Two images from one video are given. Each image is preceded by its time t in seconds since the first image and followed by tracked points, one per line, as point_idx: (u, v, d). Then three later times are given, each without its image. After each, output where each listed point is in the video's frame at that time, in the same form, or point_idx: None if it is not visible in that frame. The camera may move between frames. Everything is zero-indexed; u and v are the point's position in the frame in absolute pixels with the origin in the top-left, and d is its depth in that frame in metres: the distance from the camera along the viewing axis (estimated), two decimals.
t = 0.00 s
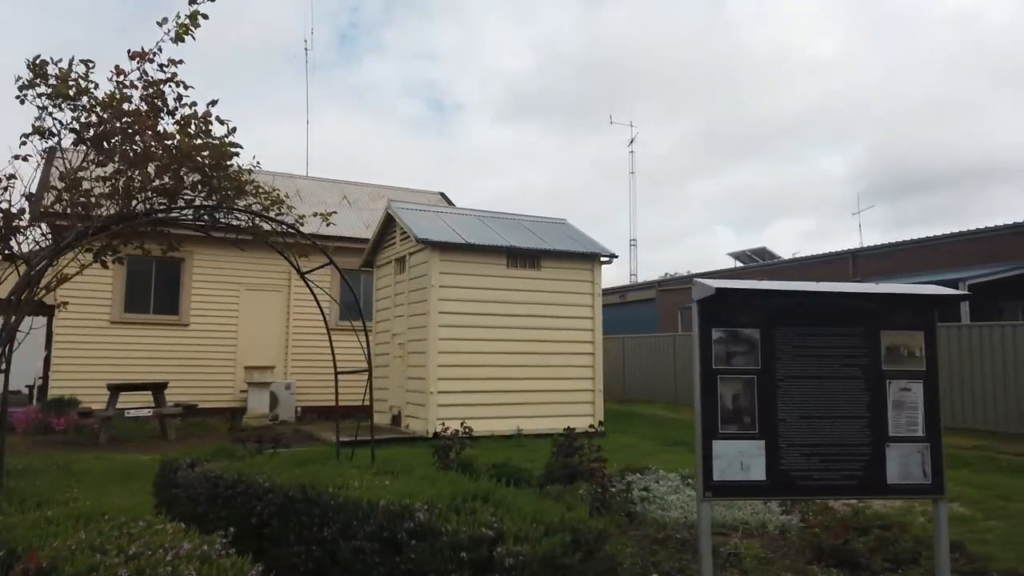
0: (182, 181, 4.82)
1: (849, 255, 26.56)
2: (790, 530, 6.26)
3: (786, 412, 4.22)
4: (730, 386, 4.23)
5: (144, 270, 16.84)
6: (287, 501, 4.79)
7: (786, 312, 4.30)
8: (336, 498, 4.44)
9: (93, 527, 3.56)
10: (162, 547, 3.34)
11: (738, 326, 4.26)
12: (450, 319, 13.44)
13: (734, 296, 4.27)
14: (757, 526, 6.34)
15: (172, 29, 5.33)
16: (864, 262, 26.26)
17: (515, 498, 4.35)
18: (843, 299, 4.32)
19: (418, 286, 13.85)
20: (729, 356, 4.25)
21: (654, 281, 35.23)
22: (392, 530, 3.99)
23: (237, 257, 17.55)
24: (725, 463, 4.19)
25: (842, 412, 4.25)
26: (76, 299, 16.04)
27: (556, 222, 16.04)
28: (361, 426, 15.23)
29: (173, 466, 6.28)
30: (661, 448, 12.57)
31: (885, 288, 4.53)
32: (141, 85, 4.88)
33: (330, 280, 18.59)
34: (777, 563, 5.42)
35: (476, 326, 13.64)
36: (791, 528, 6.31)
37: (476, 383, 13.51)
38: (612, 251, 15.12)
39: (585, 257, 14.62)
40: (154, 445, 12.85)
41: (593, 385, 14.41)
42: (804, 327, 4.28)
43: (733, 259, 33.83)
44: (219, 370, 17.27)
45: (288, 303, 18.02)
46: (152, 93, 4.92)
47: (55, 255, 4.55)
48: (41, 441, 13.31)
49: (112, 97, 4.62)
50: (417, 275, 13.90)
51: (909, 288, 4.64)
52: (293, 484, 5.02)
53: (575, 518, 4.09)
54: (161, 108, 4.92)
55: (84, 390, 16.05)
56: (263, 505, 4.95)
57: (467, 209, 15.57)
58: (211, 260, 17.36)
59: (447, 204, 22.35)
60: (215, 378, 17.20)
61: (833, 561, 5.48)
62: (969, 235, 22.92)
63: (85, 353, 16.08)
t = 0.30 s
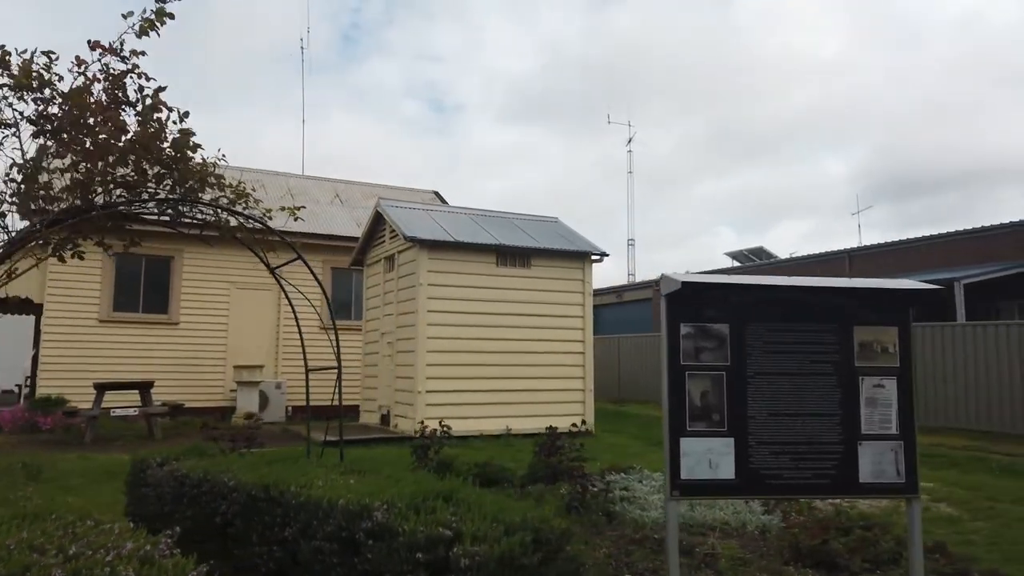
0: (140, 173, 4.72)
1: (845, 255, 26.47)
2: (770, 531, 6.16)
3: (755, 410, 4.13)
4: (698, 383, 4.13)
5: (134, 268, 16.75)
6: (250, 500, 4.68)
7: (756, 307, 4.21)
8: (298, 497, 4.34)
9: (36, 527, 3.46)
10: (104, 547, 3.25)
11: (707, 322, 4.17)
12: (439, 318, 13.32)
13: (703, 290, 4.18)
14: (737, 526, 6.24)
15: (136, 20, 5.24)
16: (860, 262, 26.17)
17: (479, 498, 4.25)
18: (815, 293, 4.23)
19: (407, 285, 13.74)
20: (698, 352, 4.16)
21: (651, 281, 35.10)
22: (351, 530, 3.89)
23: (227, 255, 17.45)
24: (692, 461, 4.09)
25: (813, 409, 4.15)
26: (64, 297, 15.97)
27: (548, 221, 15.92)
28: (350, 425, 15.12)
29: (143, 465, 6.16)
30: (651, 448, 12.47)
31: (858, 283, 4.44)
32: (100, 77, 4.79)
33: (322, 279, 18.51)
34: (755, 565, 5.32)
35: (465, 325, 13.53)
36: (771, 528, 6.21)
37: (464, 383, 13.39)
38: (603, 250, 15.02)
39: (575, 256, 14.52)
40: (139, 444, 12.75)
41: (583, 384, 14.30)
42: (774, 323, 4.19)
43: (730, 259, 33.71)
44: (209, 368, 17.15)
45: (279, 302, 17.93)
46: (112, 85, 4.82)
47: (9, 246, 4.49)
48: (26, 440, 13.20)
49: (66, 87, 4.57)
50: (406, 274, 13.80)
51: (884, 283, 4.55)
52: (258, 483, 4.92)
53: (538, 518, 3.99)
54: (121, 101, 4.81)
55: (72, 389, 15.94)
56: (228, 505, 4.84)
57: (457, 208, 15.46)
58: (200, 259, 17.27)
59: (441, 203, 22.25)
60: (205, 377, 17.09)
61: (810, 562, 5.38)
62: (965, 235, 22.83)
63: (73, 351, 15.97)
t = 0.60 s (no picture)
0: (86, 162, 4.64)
1: (841, 254, 26.30)
2: (750, 533, 6.00)
3: (725, 409, 3.97)
4: (666, 380, 3.98)
5: (122, 265, 16.58)
6: (205, 502, 4.51)
7: (725, 303, 4.05)
8: (251, 500, 4.18)
9: None
10: (29, 555, 3.09)
11: (675, 317, 4.02)
12: (426, 316, 13.16)
13: (670, 284, 4.03)
14: (716, 529, 6.08)
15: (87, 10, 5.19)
16: (856, 261, 26.00)
17: (439, 501, 4.09)
18: (787, 289, 4.08)
19: (395, 282, 13.57)
20: (665, 349, 4.00)
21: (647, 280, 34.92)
22: (301, 535, 3.73)
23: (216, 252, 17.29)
24: (659, 463, 3.93)
25: (786, 409, 3.99)
26: (50, 294, 15.83)
27: (540, 218, 15.74)
28: (338, 424, 14.95)
29: (107, 465, 6.00)
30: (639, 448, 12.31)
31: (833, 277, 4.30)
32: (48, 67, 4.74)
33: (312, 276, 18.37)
34: (731, 569, 5.16)
35: (453, 323, 13.37)
36: (751, 531, 6.05)
37: (452, 381, 13.23)
38: (594, 247, 14.86)
39: (565, 254, 14.37)
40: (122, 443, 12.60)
41: (573, 383, 14.14)
42: (745, 319, 4.03)
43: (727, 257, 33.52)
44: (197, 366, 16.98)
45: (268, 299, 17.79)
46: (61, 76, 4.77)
47: None
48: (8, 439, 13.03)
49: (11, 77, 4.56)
50: (393, 270, 13.64)
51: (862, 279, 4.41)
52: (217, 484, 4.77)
53: (499, 521, 3.83)
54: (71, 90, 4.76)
55: (58, 387, 15.78)
56: (184, 507, 4.67)
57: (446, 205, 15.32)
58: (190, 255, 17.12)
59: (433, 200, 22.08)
60: (193, 375, 16.93)
61: (788, 565, 5.23)
62: (960, 233, 22.66)
63: (58, 349, 15.81)
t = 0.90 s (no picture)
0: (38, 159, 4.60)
1: (839, 254, 26.14)
2: (734, 540, 5.83)
3: (699, 415, 3.80)
4: (638, 385, 3.81)
5: (110, 264, 16.41)
6: (163, 510, 4.34)
7: (700, 304, 3.89)
8: (207, 509, 4.00)
9: None
10: None
11: (647, 319, 3.85)
12: (414, 316, 12.98)
13: (642, 284, 3.86)
14: (699, 536, 5.90)
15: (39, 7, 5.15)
16: (853, 260, 25.83)
17: (401, 511, 3.91)
18: (765, 289, 3.90)
19: (383, 282, 13.40)
20: (637, 352, 3.83)
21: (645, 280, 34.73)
22: (253, 547, 3.55)
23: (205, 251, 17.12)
24: (630, 471, 3.77)
25: (764, 415, 3.82)
26: (37, 294, 15.65)
27: (533, 217, 15.56)
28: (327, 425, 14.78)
29: (71, 469, 5.83)
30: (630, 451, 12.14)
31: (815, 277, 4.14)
32: None
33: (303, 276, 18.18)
34: None
35: (442, 323, 13.19)
36: (736, 538, 5.87)
37: (441, 382, 13.06)
38: (586, 246, 14.68)
39: (557, 253, 14.19)
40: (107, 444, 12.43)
41: (564, 384, 13.98)
42: (721, 321, 3.86)
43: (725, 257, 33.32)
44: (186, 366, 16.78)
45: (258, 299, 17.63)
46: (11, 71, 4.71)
47: None
48: None
49: None
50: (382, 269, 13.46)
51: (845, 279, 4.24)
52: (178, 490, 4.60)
53: (467, 535, 3.66)
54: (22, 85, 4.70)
55: (44, 388, 15.61)
56: (143, 515, 4.50)
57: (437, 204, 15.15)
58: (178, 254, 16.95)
59: (428, 198, 21.91)
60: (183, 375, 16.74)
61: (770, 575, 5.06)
62: (958, 233, 22.49)
63: (45, 349, 15.64)
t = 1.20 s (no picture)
0: None
1: (835, 252, 26.05)
2: (716, 542, 5.65)
3: (668, 414, 3.66)
4: (604, 383, 3.67)
5: (97, 262, 16.26)
6: (115, 512, 4.18)
7: (671, 297, 3.75)
8: (157, 512, 3.84)
9: None
10: None
11: (615, 314, 3.71)
12: (402, 314, 12.80)
13: (609, 276, 3.72)
14: (681, 537, 5.73)
15: None
16: (850, 259, 25.73)
17: (356, 514, 3.75)
18: (736, 283, 3.76)
19: (371, 280, 13.24)
20: (603, 348, 3.70)
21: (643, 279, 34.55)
22: (199, 552, 3.40)
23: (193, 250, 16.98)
24: (595, 473, 3.62)
25: (737, 414, 3.68)
26: (24, 292, 15.50)
27: (523, 215, 15.39)
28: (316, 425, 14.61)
29: (32, 470, 5.66)
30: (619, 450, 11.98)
31: (792, 270, 4.00)
32: None
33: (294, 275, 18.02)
34: None
35: (429, 321, 13.02)
36: (718, 539, 5.70)
37: (429, 380, 12.90)
38: (577, 244, 14.52)
39: (547, 250, 14.02)
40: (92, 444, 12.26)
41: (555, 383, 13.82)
42: (691, 315, 3.73)
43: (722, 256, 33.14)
44: (175, 365, 16.60)
45: (248, 298, 17.49)
46: None
47: None
48: None
49: None
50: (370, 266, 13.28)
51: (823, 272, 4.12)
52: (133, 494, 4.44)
53: (419, 536, 3.49)
54: None
55: (30, 387, 15.43)
56: (97, 517, 4.34)
57: (426, 201, 14.96)
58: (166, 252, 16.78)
59: (421, 196, 21.74)
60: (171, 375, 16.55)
61: None
62: (954, 231, 22.35)
63: (32, 348, 15.49)
